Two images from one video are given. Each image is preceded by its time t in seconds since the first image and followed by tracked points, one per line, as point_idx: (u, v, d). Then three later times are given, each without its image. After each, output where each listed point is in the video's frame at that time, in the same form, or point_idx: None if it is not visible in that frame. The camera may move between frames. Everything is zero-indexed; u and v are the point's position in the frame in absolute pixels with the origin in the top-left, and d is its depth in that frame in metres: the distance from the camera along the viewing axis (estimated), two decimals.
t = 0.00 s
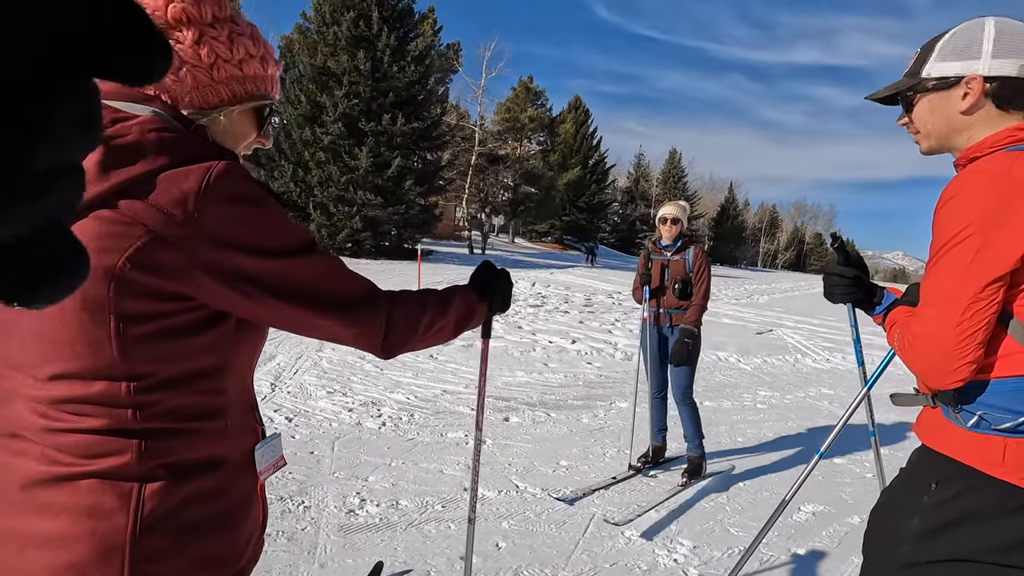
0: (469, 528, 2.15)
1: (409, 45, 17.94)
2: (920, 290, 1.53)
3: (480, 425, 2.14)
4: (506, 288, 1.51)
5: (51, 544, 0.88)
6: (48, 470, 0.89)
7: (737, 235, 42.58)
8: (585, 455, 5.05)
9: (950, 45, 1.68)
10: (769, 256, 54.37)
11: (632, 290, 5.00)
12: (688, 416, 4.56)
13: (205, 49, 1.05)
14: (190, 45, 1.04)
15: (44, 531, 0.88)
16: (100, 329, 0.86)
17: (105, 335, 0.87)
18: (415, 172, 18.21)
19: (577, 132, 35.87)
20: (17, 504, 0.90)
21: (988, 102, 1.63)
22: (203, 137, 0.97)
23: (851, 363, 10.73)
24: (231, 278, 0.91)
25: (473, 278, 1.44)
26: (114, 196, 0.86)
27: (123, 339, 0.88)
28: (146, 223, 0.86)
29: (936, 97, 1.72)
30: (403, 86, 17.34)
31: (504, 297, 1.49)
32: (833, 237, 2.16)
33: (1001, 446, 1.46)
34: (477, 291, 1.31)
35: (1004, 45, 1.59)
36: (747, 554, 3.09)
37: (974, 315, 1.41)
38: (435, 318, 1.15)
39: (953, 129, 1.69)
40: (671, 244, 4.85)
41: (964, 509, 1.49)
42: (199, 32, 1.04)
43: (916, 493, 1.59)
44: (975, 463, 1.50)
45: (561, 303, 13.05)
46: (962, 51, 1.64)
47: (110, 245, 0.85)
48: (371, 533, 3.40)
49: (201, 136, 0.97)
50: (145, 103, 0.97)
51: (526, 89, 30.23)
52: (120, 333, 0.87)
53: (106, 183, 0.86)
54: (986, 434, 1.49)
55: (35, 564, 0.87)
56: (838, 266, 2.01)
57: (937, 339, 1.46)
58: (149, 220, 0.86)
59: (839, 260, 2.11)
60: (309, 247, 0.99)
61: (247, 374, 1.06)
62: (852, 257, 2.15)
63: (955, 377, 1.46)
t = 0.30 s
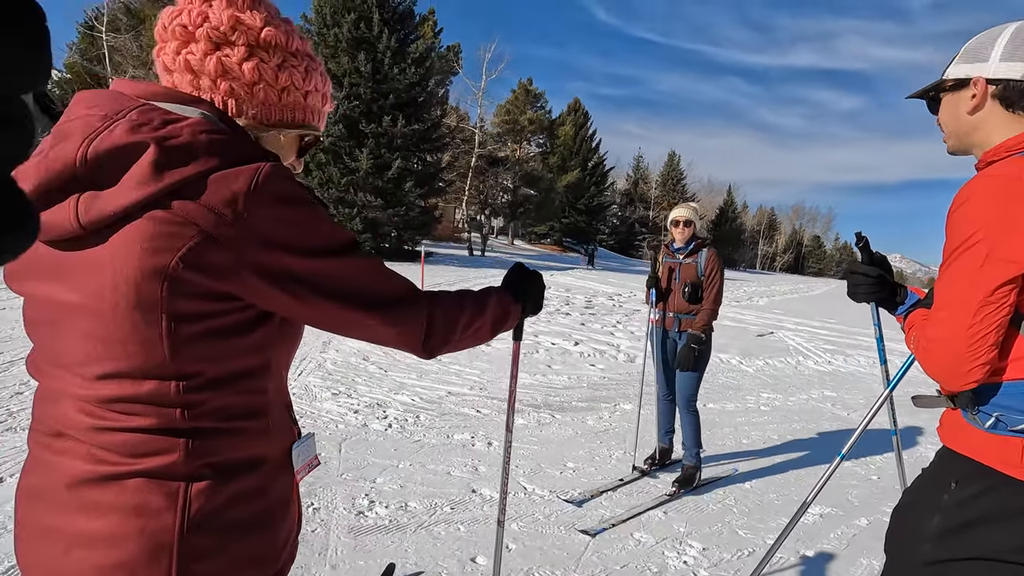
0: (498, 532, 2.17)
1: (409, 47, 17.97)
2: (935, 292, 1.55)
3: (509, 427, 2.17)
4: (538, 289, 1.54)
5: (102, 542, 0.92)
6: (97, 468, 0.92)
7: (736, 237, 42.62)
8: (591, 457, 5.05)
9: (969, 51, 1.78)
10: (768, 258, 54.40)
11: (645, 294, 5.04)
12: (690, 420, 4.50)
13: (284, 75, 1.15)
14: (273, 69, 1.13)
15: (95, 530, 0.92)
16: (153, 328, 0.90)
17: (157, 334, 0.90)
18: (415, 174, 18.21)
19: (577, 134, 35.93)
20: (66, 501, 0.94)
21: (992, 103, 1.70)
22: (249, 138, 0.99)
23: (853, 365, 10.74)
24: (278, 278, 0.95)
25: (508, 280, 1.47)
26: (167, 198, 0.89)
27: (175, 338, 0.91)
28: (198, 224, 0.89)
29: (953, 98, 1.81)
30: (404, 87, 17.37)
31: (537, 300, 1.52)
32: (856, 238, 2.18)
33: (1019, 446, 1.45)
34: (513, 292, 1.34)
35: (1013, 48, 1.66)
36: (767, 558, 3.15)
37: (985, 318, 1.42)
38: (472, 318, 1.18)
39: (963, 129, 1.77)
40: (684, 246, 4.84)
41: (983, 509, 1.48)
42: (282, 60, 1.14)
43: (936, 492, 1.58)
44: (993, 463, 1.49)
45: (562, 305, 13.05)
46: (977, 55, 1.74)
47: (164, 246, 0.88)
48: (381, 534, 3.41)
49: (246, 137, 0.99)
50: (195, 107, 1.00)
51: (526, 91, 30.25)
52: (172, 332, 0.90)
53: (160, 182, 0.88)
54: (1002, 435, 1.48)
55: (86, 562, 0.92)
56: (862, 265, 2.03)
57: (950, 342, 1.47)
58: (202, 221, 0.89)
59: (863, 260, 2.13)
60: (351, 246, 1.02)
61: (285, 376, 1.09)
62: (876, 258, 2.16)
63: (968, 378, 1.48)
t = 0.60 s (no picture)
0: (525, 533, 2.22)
1: (409, 48, 17.95)
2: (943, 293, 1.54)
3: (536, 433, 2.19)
4: (568, 295, 1.59)
5: (142, 543, 0.95)
6: (136, 471, 0.96)
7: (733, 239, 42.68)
8: (595, 459, 5.04)
9: (985, 58, 1.78)
10: (765, 260, 54.44)
11: (658, 295, 4.98)
12: (697, 425, 4.45)
13: (337, 93, 1.16)
14: (328, 86, 1.15)
15: (133, 531, 0.96)
16: (196, 333, 0.93)
17: (200, 340, 0.93)
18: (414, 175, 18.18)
19: (575, 136, 35.94)
20: (104, 503, 0.98)
21: (1001, 110, 1.70)
22: (291, 148, 1.03)
23: (852, 367, 10.76)
24: (318, 286, 0.98)
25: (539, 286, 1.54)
26: (215, 205, 0.92)
27: (215, 344, 0.94)
28: (243, 232, 0.93)
29: (965, 104, 1.81)
30: (403, 88, 17.36)
31: (565, 305, 1.57)
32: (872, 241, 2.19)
33: None
34: (543, 300, 1.41)
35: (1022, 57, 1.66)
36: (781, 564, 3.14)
37: (993, 320, 1.42)
38: (505, 326, 1.23)
39: (971, 135, 1.78)
40: (700, 248, 4.79)
41: (1002, 511, 1.47)
42: (337, 78, 1.16)
43: (956, 495, 1.58)
44: (1009, 464, 1.48)
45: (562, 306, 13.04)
46: (987, 62, 1.75)
47: (210, 252, 0.92)
48: (388, 536, 3.40)
49: (287, 146, 1.02)
50: (239, 114, 1.03)
51: (525, 93, 30.25)
52: (214, 338, 0.94)
53: (208, 189, 0.91)
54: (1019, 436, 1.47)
55: (126, 563, 0.96)
56: (876, 267, 2.04)
57: (957, 343, 1.47)
58: (247, 229, 0.93)
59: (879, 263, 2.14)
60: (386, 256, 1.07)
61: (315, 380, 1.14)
62: (891, 261, 2.18)
63: (977, 379, 1.48)
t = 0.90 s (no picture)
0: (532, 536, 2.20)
1: (407, 48, 17.93)
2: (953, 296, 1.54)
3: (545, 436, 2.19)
4: (580, 295, 1.60)
5: (158, 548, 0.95)
6: (153, 475, 0.96)
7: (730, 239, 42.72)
8: (596, 459, 5.04)
9: (991, 60, 1.77)
10: (762, 260, 54.54)
11: (664, 295, 4.88)
12: (703, 427, 4.45)
13: (363, 100, 1.17)
14: (356, 95, 1.15)
15: (150, 535, 0.95)
16: (217, 336, 0.93)
17: (220, 342, 0.93)
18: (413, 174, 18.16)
19: (573, 136, 35.96)
20: (120, 507, 0.98)
21: (1007, 112, 1.70)
22: (312, 148, 1.02)
23: (851, 367, 10.78)
24: (339, 288, 0.98)
25: (548, 287, 1.54)
26: (237, 205, 0.92)
27: (236, 346, 0.94)
28: (266, 233, 0.93)
29: (971, 105, 1.81)
30: (401, 88, 17.36)
31: (576, 307, 1.57)
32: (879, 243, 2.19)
33: None
34: (553, 301, 1.41)
35: None
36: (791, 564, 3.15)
37: (1007, 322, 1.41)
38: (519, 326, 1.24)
39: (977, 138, 1.77)
40: (708, 248, 4.76)
41: (1016, 514, 1.47)
42: (363, 86, 1.17)
43: (968, 497, 1.57)
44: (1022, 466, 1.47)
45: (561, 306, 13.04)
46: (994, 64, 1.75)
47: (233, 253, 0.92)
48: (391, 537, 3.39)
49: (308, 146, 1.01)
50: (261, 115, 1.01)
51: (523, 93, 30.24)
52: (234, 341, 0.94)
53: (231, 190, 0.90)
54: None
55: (141, 567, 0.95)
56: (883, 269, 2.03)
57: (970, 345, 1.46)
58: (270, 230, 0.92)
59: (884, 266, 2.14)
60: (404, 258, 1.07)
61: (331, 384, 1.14)
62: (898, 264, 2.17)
63: (989, 381, 1.47)
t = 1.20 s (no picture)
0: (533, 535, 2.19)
1: (405, 47, 17.90)
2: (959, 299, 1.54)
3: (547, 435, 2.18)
4: (580, 294, 1.60)
5: (166, 546, 0.95)
6: (162, 473, 0.96)
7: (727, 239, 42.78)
8: (595, 459, 5.04)
9: (993, 61, 1.78)
10: (759, 260, 54.62)
11: (663, 294, 4.88)
12: (702, 427, 4.45)
13: (348, 66, 1.06)
14: (338, 65, 1.04)
15: (159, 533, 0.95)
16: (228, 332, 0.93)
17: (232, 338, 0.93)
18: (410, 174, 18.14)
19: (571, 135, 35.95)
20: (129, 505, 0.98)
21: (1007, 112, 1.70)
22: (323, 144, 1.02)
23: (848, 367, 10.80)
24: (351, 284, 0.98)
25: (550, 286, 1.54)
26: (249, 202, 0.92)
27: (247, 342, 0.94)
28: (279, 229, 0.92)
29: (972, 106, 1.81)
30: (399, 87, 17.34)
31: (577, 305, 1.57)
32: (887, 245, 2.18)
33: None
34: (556, 299, 1.41)
35: None
36: (794, 564, 3.15)
37: (1014, 324, 1.40)
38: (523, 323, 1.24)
39: (978, 136, 1.77)
40: (707, 246, 4.75)
41: (1018, 514, 1.47)
42: (343, 50, 1.04)
43: (970, 496, 1.57)
44: None
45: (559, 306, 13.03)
46: (995, 65, 1.75)
47: (245, 249, 0.91)
48: (390, 536, 3.38)
49: (319, 143, 1.01)
50: (270, 110, 1.00)
51: (521, 92, 30.24)
52: (246, 336, 0.94)
53: (244, 185, 0.90)
54: None
55: (150, 565, 0.95)
56: (889, 272, 2.04)
57: (978, 347, 1.46)
58: (282, 226, 0.92)
59: (890, 267, 2.14)
60: (413, 255, 1.07)
61: (339, 382, 1.14)
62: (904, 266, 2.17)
63: (999, 383, 1.46)
